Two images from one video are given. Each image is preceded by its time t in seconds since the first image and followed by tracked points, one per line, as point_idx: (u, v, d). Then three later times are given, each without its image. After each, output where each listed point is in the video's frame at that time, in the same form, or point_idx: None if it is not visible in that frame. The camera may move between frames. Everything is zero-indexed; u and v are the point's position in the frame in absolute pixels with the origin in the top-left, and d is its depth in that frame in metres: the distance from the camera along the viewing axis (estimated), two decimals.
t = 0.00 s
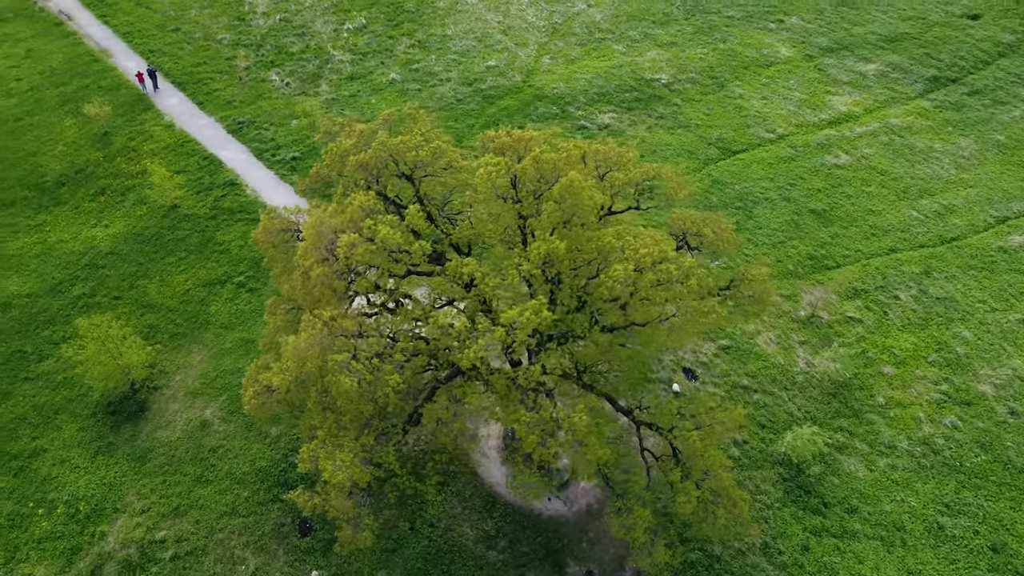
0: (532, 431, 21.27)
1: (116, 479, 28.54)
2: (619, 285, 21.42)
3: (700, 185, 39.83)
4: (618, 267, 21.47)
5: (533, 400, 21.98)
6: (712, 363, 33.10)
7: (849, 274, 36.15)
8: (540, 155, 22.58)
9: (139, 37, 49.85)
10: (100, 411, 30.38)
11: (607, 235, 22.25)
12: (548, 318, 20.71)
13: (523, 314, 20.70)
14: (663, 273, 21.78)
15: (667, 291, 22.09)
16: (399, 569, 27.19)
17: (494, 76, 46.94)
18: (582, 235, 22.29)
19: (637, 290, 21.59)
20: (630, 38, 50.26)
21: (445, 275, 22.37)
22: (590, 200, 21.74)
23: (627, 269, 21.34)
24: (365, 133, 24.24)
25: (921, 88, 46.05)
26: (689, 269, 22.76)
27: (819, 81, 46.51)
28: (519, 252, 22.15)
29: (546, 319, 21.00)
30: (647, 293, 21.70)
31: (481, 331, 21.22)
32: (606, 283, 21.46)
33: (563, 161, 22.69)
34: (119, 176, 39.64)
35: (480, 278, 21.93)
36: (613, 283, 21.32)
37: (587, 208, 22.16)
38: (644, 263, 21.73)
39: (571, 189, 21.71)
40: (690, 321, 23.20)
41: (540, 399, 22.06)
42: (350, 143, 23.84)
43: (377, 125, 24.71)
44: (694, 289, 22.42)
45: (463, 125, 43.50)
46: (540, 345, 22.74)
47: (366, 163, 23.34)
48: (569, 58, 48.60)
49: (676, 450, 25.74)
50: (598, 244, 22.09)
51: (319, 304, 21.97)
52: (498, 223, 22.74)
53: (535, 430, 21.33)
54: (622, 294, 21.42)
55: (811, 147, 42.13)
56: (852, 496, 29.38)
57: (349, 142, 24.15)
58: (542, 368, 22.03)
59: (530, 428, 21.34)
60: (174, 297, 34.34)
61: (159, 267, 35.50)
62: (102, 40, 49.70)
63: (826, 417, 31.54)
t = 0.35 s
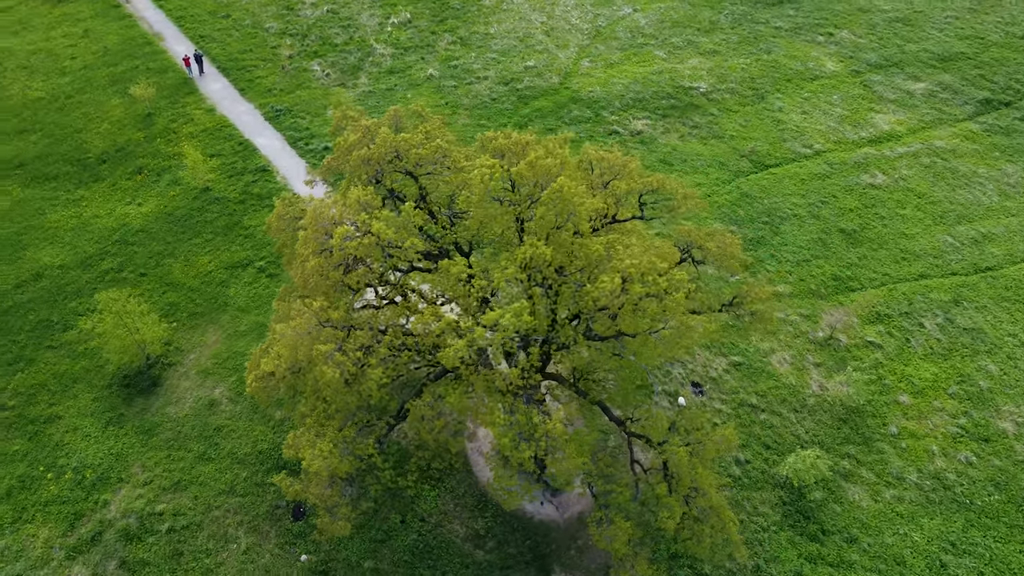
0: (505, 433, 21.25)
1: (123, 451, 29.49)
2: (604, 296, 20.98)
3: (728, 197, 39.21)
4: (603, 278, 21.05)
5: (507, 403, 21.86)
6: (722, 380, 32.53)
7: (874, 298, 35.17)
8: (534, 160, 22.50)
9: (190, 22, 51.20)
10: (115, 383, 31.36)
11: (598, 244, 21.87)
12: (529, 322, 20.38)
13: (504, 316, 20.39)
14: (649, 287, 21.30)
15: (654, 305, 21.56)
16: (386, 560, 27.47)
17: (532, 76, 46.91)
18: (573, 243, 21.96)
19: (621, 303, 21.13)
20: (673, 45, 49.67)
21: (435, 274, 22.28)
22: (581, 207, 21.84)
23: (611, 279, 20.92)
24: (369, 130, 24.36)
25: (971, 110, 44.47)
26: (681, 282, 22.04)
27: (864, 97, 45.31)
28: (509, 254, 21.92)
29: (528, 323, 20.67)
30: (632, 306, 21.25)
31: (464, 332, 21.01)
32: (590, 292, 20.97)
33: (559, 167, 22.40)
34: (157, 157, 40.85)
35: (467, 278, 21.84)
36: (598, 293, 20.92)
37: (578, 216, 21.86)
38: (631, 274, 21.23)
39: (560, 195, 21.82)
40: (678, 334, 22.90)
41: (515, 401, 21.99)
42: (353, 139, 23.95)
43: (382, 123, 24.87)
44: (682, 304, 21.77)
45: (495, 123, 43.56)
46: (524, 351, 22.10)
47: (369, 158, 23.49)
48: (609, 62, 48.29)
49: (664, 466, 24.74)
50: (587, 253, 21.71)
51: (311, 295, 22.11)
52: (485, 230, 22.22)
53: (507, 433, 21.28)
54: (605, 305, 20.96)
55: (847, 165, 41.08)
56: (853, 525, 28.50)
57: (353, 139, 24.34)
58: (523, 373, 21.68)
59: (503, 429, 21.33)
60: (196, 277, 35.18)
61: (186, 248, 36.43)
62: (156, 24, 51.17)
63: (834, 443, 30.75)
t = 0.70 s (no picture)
0: (476, 440, 20.73)
1: (135, 420, 30.55)
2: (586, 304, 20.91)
3: (759, 214, 38.44)
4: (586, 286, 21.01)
5: (482, 405, 21.20)
6: (731, 399, 31.91)
7: (899, 327, 34.05)
8: (531, 165, 22.55)
9: (247, 8, 52.51)
10: (135, 354, 32.49)
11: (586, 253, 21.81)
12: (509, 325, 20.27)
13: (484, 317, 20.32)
14: (631, 298, 21.23)
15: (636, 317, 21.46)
16: (373, 549, 27.78)
17: (574, 79, 46.73)
18: (562, 250, 21.91)
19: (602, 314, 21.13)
20: (722, 55, 48.87)
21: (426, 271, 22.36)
22: (572, 217, 21.76)
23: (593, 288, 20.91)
24: (375, 122, 24.46)
25: None
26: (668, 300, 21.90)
27: (915, 119, 43.83)
28: (501, 255, 21.99)
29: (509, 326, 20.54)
30: (614, 317, 21.26)
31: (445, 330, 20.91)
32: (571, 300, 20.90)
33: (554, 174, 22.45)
34: (200, 138, 42.10)
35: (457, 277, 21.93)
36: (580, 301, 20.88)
37: (569, 224, 21.82)
38: (614, 285, 21.17)
39: (552, 203, 21.83)
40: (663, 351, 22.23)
41: (490, 404, 21.35)
42: (359, 131, 24.08)
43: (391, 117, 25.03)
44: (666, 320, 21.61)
45: (531, 123, 43.53)
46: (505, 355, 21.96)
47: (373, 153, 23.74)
48: (654, 68, 47.78)
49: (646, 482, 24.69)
50: (573, 260, 21.71)
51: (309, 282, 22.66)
52: (486, 227, 22.66)
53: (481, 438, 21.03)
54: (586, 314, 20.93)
55: (889, 188, 39.82)
56: (849, 559, 27.69)
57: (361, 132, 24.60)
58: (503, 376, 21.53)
59: (475, 435, 20.80)
60: (223, 257, 36.12)
61: (217, 228, 37.43)
62: (215, 8, 52.63)
63: (840, 472, 29.87)
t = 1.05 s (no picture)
0: (452, 440, 20.16)
1: (149, 393, 31.58)
2: (569, 313, 20.81)
3: (788, 231, 37.69)
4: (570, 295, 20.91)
5: (459, 405, 20.56)
6: (737, 417, 31.39)
7: (921, 357, 33.02)
8: (526, 170, 22.66)
9: None
10: (156, 330, 33.55)
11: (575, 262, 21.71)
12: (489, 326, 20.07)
13: (465, 317, 20.17)
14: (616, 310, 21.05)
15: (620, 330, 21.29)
16: (363, 538, 28.14)
17: (613, 83, 46.47)
18: (551, 257, 21.87)
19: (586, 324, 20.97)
20: (767, 67, 47.98)
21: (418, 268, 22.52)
22: (563, 225, 21.67)
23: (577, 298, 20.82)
24: (383, 120, 25.14)
25: None
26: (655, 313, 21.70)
27: (962, 143, 42.37)
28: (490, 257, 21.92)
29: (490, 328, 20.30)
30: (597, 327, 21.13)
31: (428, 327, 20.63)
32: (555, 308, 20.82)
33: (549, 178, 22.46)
34: (240, 123, 43.18)
35: (448, 277, 21.97)
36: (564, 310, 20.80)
37: (560, 230, 21.75)
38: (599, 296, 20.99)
39: (543, 210, 21.67)
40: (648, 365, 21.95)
41: (468, 405, 20.68)
42: (368, 129, 24.62)
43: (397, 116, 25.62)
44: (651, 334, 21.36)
45: (564, 126, 43.48)
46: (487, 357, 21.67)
47: (379, 150, 24.13)
48: (696, 77, 47.20)
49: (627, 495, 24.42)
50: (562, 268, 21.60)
51: (310, 273, 23.16)
52: (479, 231, 22.53)
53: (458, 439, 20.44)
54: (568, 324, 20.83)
55: (926, 213, 38.60)
56: None
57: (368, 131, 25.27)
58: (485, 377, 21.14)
59: (451, 435, 20.20)
60: (249, 240, 36.98)
61: (247, 211, 38.34)
62: None
63: (842, 501, 29.10)
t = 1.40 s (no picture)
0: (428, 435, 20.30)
1: (168, 365, 32.67)
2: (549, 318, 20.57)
3: (818, 252, 36.76)
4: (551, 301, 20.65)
5: (436, 402, 20.60)
6: (741, 438, 30.83)
7: (942, 393, 31.87)
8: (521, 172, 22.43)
9: None
10: (181, 306, 34.67)
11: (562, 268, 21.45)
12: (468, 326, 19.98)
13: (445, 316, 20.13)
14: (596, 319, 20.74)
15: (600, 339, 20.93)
16: (354, 524, 28.57)
17: (657, 91, 45.98)
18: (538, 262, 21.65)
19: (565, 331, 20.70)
20: (817, 82, 46.79)
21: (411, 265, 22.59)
22: (553, 229, 21.40)
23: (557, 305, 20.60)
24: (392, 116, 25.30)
25: None
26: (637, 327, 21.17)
27: (1015, 174, 40.63)
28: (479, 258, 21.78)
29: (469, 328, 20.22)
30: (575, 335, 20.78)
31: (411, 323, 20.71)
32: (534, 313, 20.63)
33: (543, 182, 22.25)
34: (284, 109, 44.18)
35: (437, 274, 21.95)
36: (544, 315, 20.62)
37: (549, 234, 21.49)
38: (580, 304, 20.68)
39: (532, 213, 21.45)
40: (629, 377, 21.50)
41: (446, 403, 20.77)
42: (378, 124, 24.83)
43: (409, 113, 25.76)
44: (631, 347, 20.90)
45: (601, 130, 43.24)
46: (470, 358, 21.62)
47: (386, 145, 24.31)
48: (743, 89, 46.34)
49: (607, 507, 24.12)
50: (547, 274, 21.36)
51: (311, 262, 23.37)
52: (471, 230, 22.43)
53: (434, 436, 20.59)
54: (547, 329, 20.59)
55: (967, 244, 37.18)
56: None
57: (381, 128, 25.72)
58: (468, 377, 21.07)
59: (427, 431, 20.33)
60: (278, 224, 37.87)
61: (279, 195, 39.24)
62: None
63: (841, 534, 28.32)
